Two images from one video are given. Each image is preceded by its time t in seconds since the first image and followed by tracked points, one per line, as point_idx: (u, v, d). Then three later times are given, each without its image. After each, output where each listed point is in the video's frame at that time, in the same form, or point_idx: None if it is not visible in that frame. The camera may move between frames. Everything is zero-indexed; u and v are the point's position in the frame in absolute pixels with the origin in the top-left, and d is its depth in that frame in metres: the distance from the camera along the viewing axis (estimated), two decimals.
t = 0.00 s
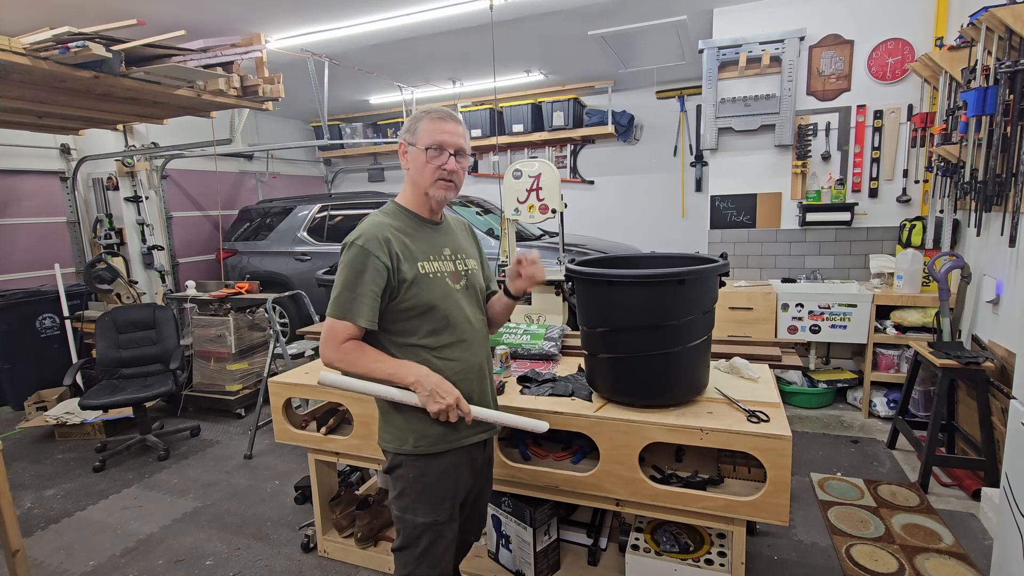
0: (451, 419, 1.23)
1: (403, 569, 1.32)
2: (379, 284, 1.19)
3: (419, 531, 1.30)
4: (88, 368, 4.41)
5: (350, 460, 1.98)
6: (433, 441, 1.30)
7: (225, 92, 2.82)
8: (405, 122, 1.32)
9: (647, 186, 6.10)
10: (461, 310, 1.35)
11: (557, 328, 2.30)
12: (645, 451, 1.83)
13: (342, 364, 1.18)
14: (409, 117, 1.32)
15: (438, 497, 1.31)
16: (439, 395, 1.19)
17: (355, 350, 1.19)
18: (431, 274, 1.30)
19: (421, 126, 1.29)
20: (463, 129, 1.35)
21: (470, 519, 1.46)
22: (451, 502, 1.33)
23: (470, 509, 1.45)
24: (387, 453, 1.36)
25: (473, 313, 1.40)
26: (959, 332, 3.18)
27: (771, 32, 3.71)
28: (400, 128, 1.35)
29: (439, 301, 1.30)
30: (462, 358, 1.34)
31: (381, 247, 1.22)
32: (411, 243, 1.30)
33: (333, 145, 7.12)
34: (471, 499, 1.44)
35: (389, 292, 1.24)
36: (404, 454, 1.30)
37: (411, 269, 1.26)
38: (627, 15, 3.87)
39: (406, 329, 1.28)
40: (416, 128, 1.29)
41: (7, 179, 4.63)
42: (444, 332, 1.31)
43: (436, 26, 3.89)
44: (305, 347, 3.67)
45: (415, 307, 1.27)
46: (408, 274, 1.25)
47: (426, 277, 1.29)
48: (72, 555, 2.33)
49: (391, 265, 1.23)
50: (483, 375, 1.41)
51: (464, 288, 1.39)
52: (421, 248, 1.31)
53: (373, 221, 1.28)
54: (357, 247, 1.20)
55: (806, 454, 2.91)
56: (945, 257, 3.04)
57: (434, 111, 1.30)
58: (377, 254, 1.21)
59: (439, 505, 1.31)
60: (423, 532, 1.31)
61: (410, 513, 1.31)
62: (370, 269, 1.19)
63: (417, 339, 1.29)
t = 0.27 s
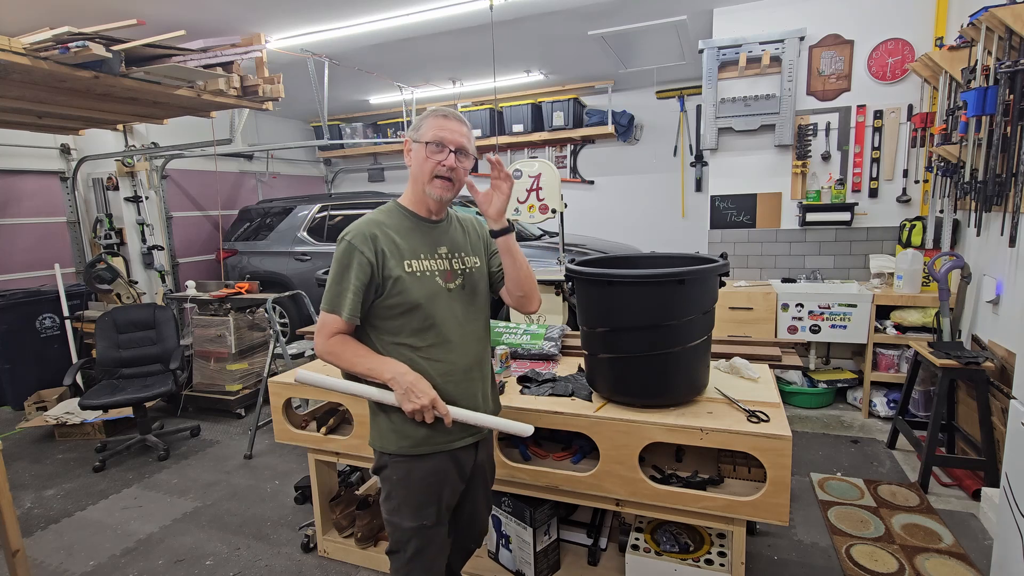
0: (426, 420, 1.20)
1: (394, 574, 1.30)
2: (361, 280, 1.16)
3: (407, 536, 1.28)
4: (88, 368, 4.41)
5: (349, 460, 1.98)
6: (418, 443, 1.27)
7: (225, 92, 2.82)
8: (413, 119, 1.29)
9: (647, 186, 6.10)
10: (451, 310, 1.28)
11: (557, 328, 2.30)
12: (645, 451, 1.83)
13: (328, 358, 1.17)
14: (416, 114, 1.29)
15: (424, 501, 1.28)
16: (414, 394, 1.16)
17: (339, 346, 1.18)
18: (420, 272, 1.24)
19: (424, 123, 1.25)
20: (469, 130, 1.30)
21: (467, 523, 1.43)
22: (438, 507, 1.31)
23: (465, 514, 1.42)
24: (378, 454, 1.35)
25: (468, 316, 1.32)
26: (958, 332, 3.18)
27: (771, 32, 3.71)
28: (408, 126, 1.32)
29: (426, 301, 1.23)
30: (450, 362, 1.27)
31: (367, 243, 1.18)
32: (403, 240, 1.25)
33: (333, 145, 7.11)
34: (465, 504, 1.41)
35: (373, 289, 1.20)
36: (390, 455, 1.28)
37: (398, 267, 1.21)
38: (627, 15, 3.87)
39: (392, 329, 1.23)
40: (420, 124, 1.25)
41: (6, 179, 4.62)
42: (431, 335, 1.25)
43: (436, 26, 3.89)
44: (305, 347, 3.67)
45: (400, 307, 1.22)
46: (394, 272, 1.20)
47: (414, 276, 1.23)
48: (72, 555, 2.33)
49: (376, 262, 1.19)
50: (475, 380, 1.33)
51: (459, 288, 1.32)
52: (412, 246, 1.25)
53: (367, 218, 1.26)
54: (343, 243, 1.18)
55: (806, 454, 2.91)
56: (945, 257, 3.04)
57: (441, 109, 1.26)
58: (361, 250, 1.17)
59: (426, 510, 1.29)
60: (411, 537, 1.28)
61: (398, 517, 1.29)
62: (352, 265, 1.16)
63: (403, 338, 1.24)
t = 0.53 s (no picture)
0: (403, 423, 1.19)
1: None
2: (345, 277, 1.17)
3: (392, 541, 1.26)
4: (88, 368, 4.41)
5: (349, 460, 1.98)
6: (400, 447, 1.25)
7: (225, 92, 2.82)
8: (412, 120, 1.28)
9: (647, 186, 6.10)
10: (439, 311, 1.25)
11: (557, 328, 2.30)
12: (645, 452, 1.83)
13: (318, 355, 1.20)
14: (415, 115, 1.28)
15: (409, 506, 1.26)
16: (390, 394, 1.16)
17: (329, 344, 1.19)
18: (407, 271, 1.23)
19: (421, 123, 1.24)
20: (468, 131, 1.28)
21: (465, 530, 1.39)
22: (424, 512, 1.28)
23: (462, 520, 1.38)
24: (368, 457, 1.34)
25: (459, 317, 1.29)
26: (958, 332, 3.18)
27: (771, 32, 3.71)
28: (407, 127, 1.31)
29: (412, 301, 1.22)
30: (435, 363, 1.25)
31: (354, 241, 1.19)
32: (394, 238, 1.24)
33: (333, 145, 7.11)
34: (461, 511, 1.38)
35: (360, 288, 1.20)
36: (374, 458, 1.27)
37: (384, 266, 1.21)
38: (627, 15, 3.87)
39: (379, 327, 1.23)
40: (417, 125, 1.24)
41: (6, 179, 4.62)
42: (416, 334, 1.23)
43: (436, 26, 3.89)
44: (305, 347, 3.67)
45: (385, 305, 1.21)
46: (380, 270, 1.20)
47: (401, 275, 1.22)
48: (72, 555, 2.33)
49: (363, 260, 1.20)
50: (465, 384, 1.29)
51: (451, 288, 1.29)
52: (403, 245, 1.24)
53: (364, 217, 1.27)
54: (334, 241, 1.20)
55: (806, 454, 2.91)
56: (945, 257, 3.03)
57: (438, 110, 1.25)
58: (349, 248, 1.19)
59: (411, 515, 1.26)
60: (397, 542, 1.26)
61: (384, 521, 1.28)
62: (340, 263, 1.18)
63: (390, 338, 1.23)
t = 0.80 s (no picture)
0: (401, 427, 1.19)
1: None
2: (340, 278, 1.18)
3: (390, 542, 1.27)
4: (88, 368, 4.41)
5: (349, 460, 1.98)
6: (397, 449, 1.25)
7: (225, 92, 2.81)
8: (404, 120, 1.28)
9: (647, 186, 6.10)
10: (435, 310, 1.25)
11: (557, 328, 2.30)
12: (645, 451, 1.83)
13: (318, 357, 1.20)
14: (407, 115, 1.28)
15: (406, 509, 1.26)
16: (387, 398, 1.16)
17: (328, 346, 1.20)
18: (402, 270, 1.23)
19: (413, 123, 1.24)
20: (459, 129, 1.27)
21: (467, 533, 1.39)
22: (421, 516, 1.28)
23: (465, 522, 1.38)
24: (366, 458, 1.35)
25: (456, 316, 1.28)
26: (958, 332, 3.18)
27: (771, 32, 3.71)
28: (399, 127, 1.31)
29: (407, 300, 1.22)
30: (433, 363, 1.25)
31: (349, 242, 1.20)
32: (389, 237, 1.24)
33: (333, 145, 7.11)
34: (463, 512, 1.38)
35: (356, 288, 1.21)
36: (373, 460, 1.28)
37: (379, 266, 1.21)
38: (627, 15, 3.87)
39: (375, 327, 1.24)
40: (409, 125, 1.24)
41: (6, 179, 4.62)
42: (411, 334, 1.24)
43: (436, 26, 3.89)
44: (305, 347, 3.67)
45: (380, 305, 1.22)
46: (375, 270, 1.21)
47: (396, 274, 1.22)
48: (72, 555, 2.33)
49: (358, 260, 1.20)
50: (462, 384, 1.28)
51: (448, 287, 1.28)
52: (399, 244, 1.24)
53: (361, 218, 1.28)
54: (329, 242, 1.21)
55: (806, 454, 2.91)
56: (945, 257, 3.03)
57: (429, 110, 1.24)
58: (343, 248, 1.20)
59: (408, 518, 1.26)
60: (395, 544, 1.27)
61: (383, 523, 1.28)
62: (335, 263, 1.19)
63: (385, 338, 1.23)
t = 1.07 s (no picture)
0: (413, 429, 1.19)
1: None
2: (345, 281, 1.16)
3: (399, 545, 1.26)
4: (88, 368, 4.41)
5: (349, 460, 1.98)
6: (407, 451, 1.24)
7: (225, 92, 2.82)
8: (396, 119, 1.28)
9: (647, 186, 6.10)
10: (440, 310, 1.25)
11: (557, 328, 2.31)
12: (645, 451, 1.83)
13: (317, 363, 1.18)
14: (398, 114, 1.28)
15: (416, 510, 1.26)
16: (398, 403, 1.15)
17: (327, 351, 1.18)
18: (406, 271, 1.23)
19: (406, 120, 1.24)
20: (452, 122, 1.28)
21: (470, 531, 1.39)
22: (431, 517, 1.28)
23: (467, 521, 1.39)
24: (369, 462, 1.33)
25: (460, 315, 1.29)
26: (958, 332, 3.18)
27: (771, 32, 3.71)
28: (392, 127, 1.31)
29: (413, 301, 1.22)
30: (440, 363, 1.25)
31: (351, 244, 1.19)
32: (391, 238, 1.24)
33: (333, 145, 7.12)
34: (467, 511, 1.38)
35: (359, 291, 1.20)
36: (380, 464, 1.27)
37: (383, 267, 1.20)
38: (627, 15, 3.87)
39: (381, 330, 1.22)
40: (401, 122, 1.24)
41: (6, 179, 4.62)
42: (418, 334, 1.23)
43: (436, 26, 3.89)
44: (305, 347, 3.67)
45: (386, 307, 1.21)
46: (379, 271, 1.20)
47: (400, 275, 1.22)
48: (72, 555, 2.33)
49: (361, 262, 1.19)
50: (469, 383, 1.29)
51: (451, 286, 1.28)
52: (401, 244, 1.24)
53: (358, 218, 1.26)
54: (329, 244, 1.19)
55: (806, 454, 2.91)
56: (945, 257, 3.03)
57: (421, 105, 1.25)
58: (346, 251, 1.18)
59: (418, 519, 1.26)
60: (404, 546, 1.26)
61: (391, 526, 1.27)
62: (337, 266, 1.17)
63: (391, 340, 1.22)
